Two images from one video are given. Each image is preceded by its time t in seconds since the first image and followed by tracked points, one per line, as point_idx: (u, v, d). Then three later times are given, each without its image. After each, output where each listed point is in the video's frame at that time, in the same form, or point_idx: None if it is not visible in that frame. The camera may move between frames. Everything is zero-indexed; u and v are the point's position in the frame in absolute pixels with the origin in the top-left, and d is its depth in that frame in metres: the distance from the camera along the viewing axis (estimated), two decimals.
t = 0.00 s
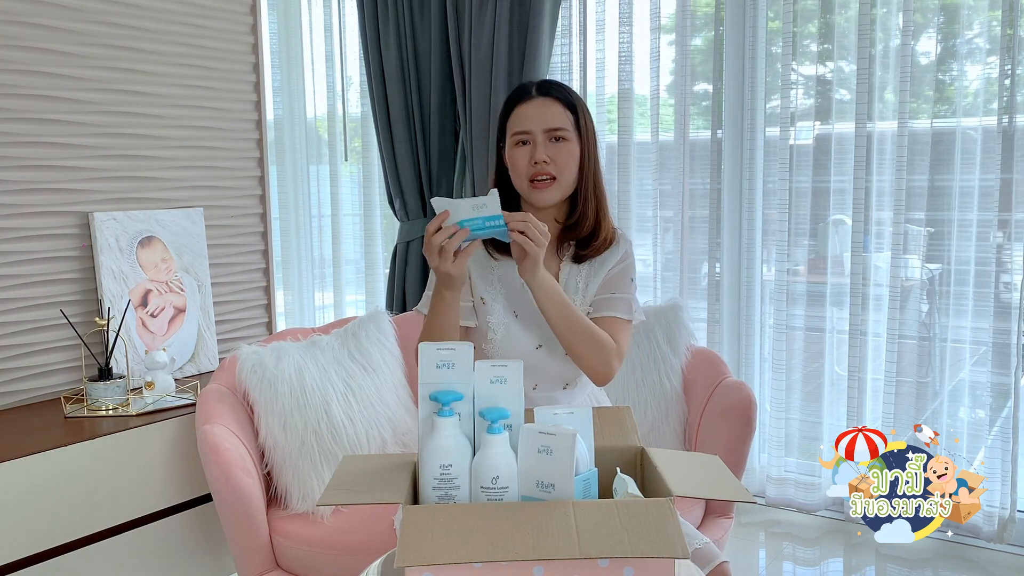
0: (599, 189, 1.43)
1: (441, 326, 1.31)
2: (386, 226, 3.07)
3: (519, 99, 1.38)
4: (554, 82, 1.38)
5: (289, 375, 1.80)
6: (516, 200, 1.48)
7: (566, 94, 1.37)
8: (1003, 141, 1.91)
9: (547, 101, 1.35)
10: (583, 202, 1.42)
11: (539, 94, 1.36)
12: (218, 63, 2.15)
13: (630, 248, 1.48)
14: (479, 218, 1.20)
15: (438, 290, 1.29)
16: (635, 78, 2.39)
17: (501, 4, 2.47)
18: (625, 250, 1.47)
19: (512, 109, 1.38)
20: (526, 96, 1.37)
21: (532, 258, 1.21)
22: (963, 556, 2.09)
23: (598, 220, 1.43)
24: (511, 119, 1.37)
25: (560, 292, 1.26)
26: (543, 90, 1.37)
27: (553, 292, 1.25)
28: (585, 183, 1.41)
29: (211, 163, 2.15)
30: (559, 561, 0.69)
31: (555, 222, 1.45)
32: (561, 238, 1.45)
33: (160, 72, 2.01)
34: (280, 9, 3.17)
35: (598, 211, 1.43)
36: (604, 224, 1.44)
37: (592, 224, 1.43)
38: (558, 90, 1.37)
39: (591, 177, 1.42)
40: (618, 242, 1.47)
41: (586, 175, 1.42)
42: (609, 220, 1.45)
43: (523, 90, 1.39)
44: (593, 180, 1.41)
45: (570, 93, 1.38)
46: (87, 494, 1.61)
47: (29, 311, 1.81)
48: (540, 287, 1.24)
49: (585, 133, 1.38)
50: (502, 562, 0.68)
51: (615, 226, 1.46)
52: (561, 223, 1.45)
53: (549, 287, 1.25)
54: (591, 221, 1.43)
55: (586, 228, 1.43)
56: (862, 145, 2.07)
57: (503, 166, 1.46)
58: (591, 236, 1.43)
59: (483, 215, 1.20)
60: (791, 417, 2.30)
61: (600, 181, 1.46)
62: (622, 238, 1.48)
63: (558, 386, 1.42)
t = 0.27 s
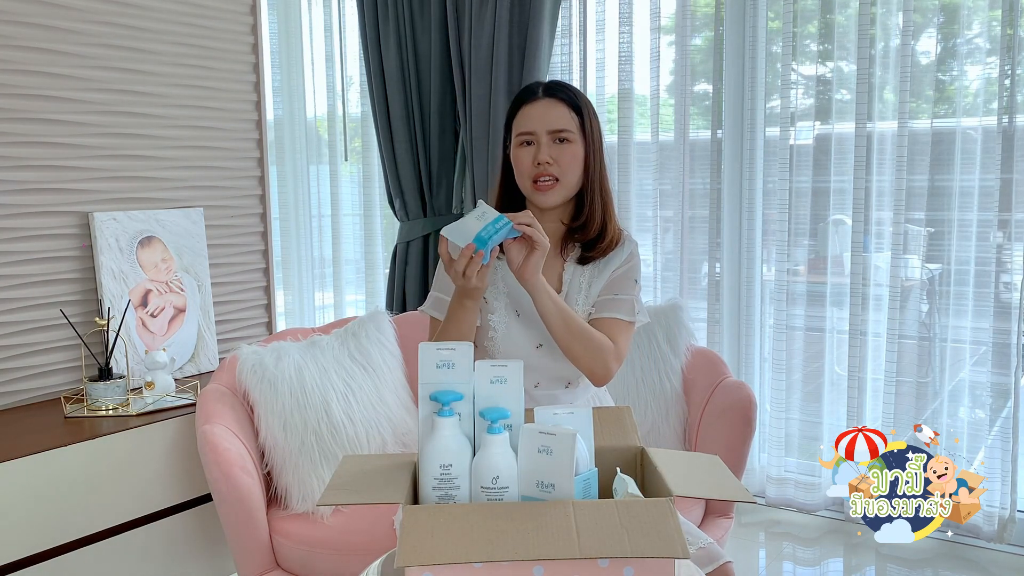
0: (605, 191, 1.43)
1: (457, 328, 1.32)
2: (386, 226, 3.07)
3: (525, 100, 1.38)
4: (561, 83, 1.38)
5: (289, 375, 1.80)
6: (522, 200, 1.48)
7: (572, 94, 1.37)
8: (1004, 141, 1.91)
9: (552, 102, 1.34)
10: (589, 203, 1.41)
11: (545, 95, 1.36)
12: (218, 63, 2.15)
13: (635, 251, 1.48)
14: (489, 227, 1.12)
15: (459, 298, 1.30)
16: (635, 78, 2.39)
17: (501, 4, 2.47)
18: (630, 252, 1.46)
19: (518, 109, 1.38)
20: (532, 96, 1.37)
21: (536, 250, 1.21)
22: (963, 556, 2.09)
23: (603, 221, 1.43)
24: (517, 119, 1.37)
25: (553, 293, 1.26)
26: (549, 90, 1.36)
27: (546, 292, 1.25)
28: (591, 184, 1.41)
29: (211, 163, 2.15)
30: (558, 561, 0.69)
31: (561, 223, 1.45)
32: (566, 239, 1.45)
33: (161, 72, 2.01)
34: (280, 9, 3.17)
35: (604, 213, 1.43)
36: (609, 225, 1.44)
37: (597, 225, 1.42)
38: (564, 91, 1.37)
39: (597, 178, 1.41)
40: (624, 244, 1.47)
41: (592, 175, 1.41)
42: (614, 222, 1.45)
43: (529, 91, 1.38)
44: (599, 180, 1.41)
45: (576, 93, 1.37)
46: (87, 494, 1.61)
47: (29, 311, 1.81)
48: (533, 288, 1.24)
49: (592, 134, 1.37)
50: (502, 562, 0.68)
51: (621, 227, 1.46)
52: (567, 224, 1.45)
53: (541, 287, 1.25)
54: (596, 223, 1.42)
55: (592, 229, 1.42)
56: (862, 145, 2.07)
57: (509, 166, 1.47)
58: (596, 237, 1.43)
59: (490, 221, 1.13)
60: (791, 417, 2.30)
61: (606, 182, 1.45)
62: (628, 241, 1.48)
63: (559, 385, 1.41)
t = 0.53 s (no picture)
0: (606, 192, 1.42)
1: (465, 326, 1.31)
2: (386, 226, 3.07)
3: (526, 101, 1.38)
4: (562, 84, 1.38)
5: (289, 375, 1.80)
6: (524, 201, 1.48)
7: (573, 96, 1.37)
8: (1004, 141, 1.91)
9: (553, 103, 1.34)
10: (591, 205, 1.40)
11: (547, 97, 1.36)
12: (218, 63, 2.15)
13: (634, 252, 1.49)
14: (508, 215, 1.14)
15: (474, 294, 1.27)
16: (635, 78, 2.39)
17: (501, 4, 2.47)
18: (630, 253, 1.47)
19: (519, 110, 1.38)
20: (533, 98, 1.37)
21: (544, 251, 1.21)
22: (963, 556, 2.09)
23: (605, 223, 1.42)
24: (518, 120, 1.37)
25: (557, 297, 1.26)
26: (550, 92, 1.36)
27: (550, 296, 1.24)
28: (594, 186, 1.40)
29: (211, 162, 2.15)
30: (558, 561, 0.69)
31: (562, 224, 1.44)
32: (568, 240, 1.44)
33: (161, 72, 2.01)
34: (280, 9, 3.17)
35: (605, 214, 1.42)
36: (610, 226, 1.44)
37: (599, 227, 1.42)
38: (565, 93, 1.37)
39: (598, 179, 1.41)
40: (624, 245, 1.48)
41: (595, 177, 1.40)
42: (615, 223, 1.45)
43: (530, 92, 1.38)
44: (600, 181, 1.40)
45: (578, 94, 1.37)
46: (87, 494, 1.61)
47: (29, 311, 1.81)
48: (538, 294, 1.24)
49: (593, 136, 1.37)
50: (502, 562, 0.68)
51: (622, 228, 1.46)
52: (568, 225, 1.44)
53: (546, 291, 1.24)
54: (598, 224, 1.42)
55: (593, 230, 1.41)
56: (862, 145, 2.07)
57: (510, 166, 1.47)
58: (597, 238, 1.43)
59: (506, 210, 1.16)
60: (791, 417, 2.30)
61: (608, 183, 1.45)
62: (628, 242, 1.49)
63: (559, 385, 1.42)
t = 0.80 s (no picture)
0: (605, 195, 1.42)
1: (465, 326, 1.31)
2: (386, 226, 3.07)
3: (525, 103, 1.38)
4: (561, 86, 1.37)
5: (289, 375, 1.80)
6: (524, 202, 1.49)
7: (572, 98, 1.36)
8: (1004, 141, 1.91)
9: (550, 106, 1.34)
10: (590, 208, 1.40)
11: (545, 99, 1.36)
12: (218, 63, 2.15)
13: (635, 255, 1.48)
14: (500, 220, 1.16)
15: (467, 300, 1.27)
16: (635, 78, 2.39)
17: (501, 4, 2.47)
18: (630, 255, 1.47)
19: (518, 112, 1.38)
20: (531, 100, 1.37)
21: (526, 259, 1.21)
22: (963, 555, 2.09)
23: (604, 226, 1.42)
24: (516, 122, 1.37)
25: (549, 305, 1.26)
26: (548, 94, 1.36)
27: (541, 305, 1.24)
28: (592, 188, 1.40)
29: (211, 162, 2.15)
30: (559, 561, 0.69)
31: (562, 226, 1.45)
32: (567, 242, 1.44)
33: (161, 72, 2.01)
34: (280, 9, 3.17)
35: (604, 217, 1.42)
36: (610, 228, 1.43)
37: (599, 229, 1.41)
38: (564, 95, 1.36)
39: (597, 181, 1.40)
40: (624, 248, 1.47)
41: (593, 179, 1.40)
42: (615, 226, 1.44)
43: (529, 94, 1.38)
44: (599, 184, 1.40)
45: (576, 96, 1.37)
46: (87, 494, 1.61)
47: (29, 311, 1.81)
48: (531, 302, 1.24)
49: (591, 138, 1.37)
50: (503, 562, 0.68)
51: (622, 230, 1.46)
52: (568, 227, 1.44)
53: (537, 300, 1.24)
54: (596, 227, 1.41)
55: (592, 232, 1.41)
56: (862, 145, 2.07)
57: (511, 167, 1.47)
58: (597, 241, 1.43)
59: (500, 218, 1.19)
60: (791, 417, 2.30)
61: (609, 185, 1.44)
62: (629, 245, 1.48)
63: (558, 385, 1.42)
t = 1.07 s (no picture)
0: (604, 197, 1.41)
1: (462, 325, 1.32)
2: (386, 226, 3.07)
3: (525, 104, 1.38)
4: (561, 87, 1.37)
5: (289, 375, 1.80)
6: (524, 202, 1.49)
7: (571, 99, 1.36)
8: (1004, 141, 1.91)
9: (548, 107, 1.34)
10: (589, 209, 1.40)
11: (544, 100, 1.35)
12: (218, 63, 2.15)
13: (635, 256, 1.48)
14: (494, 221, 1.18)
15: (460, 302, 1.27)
16: (635, 78, 2.39)
17: (501, 4, 2.47)
18: (629, 257, 1.47)
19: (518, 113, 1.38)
20: (531, 101, 1.37)
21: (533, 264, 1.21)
22: (962, 555, 2.09)
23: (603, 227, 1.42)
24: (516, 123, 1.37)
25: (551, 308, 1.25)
26: (547, 95, 1.36)
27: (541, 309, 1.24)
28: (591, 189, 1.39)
29: (211, 163, 2.15)
30: (558, 561, 0.69)
31: (561, 227, 1.45)
32: (566, 243, 1.44)
33: (161, 72, 2.01)
34: (280, 9, 3.17)
35: (603, 218, 1.42)
36: (610, 229, 1.43)
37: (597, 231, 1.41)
38: (563, 96, 1.36)
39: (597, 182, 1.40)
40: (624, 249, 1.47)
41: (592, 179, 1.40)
42: (615, 227, 1.44)
43: (529, 95, 1.38)
44: (598, 185, 1.40)
45: (576, 97, 1.36)
46: (87, 494, 1.61)
47: (29, 311, 1.81)
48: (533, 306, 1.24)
49: (590, 140, 1.37)
50: (503, 562, 0.68)
51: (622, 231, 1.46)
52: (567, 228, 1.44)
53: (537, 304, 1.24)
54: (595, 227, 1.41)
55: (592, 234, 1.41)
56: (862, 145, 2.07)
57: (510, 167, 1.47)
58: (596, 242, 1.43)
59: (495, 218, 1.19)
60: (791, 417, 2.30)
61: (609, 186, 1.43)
62: (628, 246, 1.48)
63: (557, 385, 1.41)
